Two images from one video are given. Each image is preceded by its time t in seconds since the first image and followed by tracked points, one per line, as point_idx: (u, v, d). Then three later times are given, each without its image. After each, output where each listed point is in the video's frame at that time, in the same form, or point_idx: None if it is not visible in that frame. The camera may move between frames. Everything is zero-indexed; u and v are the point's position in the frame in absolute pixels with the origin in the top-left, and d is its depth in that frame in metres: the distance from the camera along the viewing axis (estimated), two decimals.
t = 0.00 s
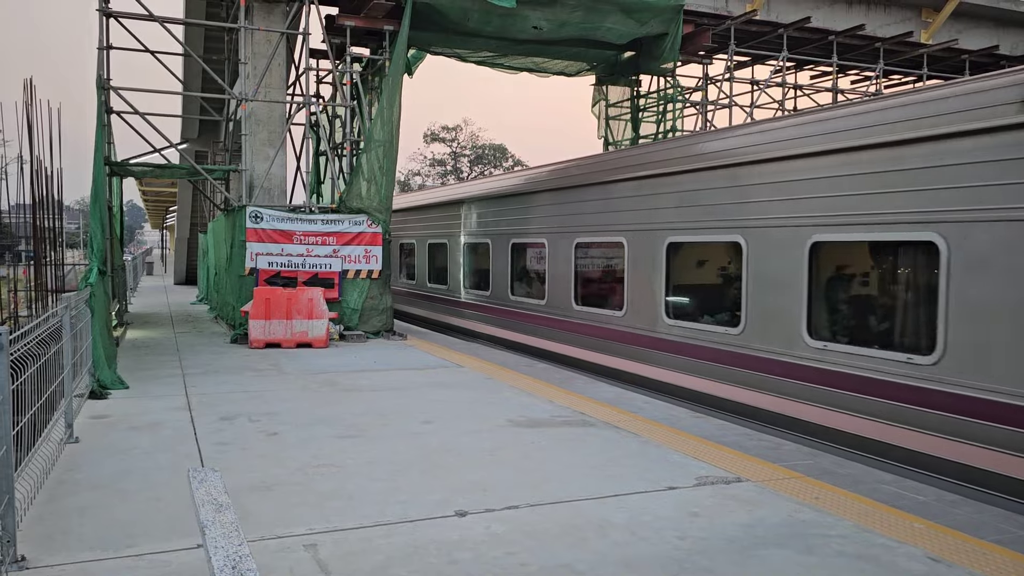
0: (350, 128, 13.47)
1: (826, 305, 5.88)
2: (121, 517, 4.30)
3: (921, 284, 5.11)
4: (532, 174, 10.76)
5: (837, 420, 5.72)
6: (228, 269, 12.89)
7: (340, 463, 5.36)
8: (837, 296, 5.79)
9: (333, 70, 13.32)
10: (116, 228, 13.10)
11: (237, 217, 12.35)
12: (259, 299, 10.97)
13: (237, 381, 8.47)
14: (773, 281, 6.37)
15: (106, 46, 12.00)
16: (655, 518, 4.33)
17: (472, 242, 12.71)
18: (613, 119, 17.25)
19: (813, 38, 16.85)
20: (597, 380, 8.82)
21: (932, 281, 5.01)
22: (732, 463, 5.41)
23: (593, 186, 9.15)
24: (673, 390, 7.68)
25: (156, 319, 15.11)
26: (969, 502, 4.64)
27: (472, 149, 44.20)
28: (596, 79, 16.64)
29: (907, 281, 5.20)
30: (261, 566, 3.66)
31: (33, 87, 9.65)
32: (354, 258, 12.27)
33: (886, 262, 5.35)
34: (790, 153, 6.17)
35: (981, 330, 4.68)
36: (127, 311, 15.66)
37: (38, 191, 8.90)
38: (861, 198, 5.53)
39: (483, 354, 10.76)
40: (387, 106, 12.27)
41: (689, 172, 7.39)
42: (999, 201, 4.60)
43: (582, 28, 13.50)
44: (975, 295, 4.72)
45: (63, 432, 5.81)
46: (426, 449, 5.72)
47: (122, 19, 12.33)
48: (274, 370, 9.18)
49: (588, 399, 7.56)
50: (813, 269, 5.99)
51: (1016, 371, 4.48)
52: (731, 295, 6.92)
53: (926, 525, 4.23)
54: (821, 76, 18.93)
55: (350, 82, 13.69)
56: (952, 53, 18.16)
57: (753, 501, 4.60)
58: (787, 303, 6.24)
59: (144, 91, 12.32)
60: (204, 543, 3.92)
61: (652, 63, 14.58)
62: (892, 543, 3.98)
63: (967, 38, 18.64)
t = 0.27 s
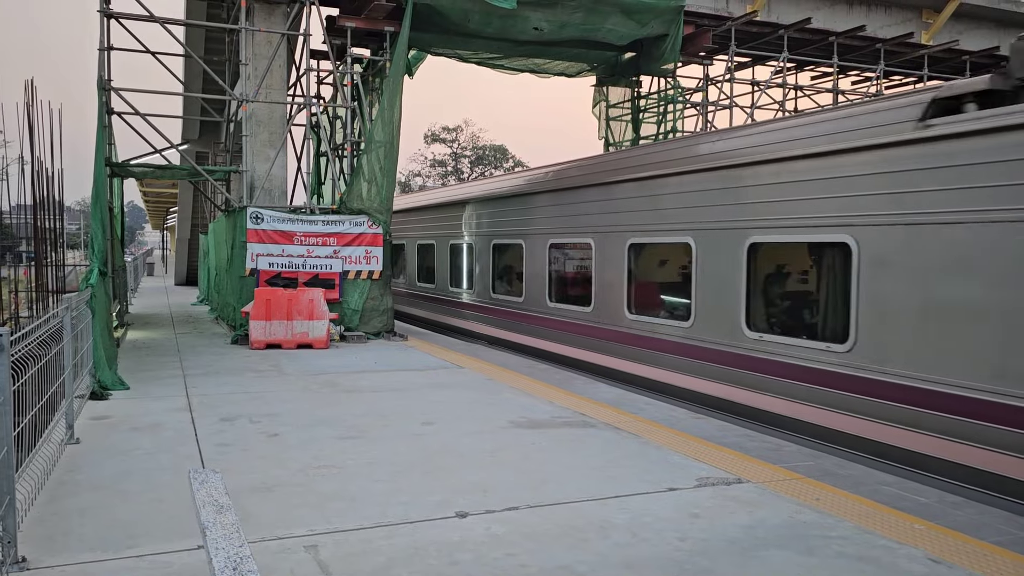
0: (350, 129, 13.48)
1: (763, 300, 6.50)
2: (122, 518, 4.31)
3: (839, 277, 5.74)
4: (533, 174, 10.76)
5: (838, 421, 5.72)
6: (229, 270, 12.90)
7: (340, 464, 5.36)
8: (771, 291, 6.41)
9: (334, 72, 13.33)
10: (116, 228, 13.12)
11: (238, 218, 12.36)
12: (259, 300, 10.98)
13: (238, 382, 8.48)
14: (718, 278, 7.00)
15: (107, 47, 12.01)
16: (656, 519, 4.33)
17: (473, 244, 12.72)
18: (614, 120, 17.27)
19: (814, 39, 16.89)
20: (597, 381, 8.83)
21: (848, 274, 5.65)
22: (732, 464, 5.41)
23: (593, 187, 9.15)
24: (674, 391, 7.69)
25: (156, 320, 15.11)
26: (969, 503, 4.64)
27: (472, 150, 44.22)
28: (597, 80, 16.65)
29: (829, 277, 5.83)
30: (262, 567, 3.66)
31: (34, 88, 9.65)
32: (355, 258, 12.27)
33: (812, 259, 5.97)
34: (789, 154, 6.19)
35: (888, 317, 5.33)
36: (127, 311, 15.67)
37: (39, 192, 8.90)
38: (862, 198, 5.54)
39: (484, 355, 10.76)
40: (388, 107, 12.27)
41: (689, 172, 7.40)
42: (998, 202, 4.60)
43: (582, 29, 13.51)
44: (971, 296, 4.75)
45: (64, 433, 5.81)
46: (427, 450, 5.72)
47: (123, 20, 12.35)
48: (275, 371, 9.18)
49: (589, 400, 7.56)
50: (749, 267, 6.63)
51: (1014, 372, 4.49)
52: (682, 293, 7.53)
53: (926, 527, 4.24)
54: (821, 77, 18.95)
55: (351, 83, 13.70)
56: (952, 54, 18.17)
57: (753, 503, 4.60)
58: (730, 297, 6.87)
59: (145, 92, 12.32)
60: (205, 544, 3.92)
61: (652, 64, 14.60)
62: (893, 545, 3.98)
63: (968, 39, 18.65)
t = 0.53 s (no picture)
0: (351, 129, 13.48)
1: (711, 296, 7.13)
2: (123, 517, 4.31)
3: (773, 274, 6.40)
4: (534, 174, 10.77)
5: (838, 421, 5.72)
6: (230, 270, 12.90)
7: (341, 464, 5.36)
8: (719, 287, 7.06)
9: (335, 72, 13.33)
10: (117, 228, 13.12)
11: (239, 218, 12.36)
12: (260, 300, 10.98)
13: (239, 382, 8.47)
14: (672, 275, 7.66)
15: (108, 48, 12.02)
16: (656, 519, 4.33)
17: (475, 244, 12.71)
18: (615, 120, 17.25)
19: (816, 40, 16.89)
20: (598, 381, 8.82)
21: (780, 272, 6.31)
22: (733, 464, 5.41)
23: (594, 188, 9.14)
24: (675, 391, 7.68)
25: (157, 320, 15.11)
26: (970, 503, 4.63)
27: (473, 150, 44.22)
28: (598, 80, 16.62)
29: (765, 275, 6.48)
30: (262, 567, 3.66)
31: (35, 88, 9.65)
32: (356, 258, 12.27)
33: (752, 258, 6.62)
34: (787, 155, 6.21)
35: (813, 309, 5.98)
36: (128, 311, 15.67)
37: (40, 191, 8.90)
38: (862, 199, 5.54)
39: (485, 355, 10.74)
40: (389, 106, 12.28)
41: (689, 173, 7.41)
42: (999, 202, 4.60)
43: (583, 29, 13.51)
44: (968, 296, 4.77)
45: (65, 433, 5.81)
46: (427, 450, 5.72)
47: (124, 20, 12.35)
48: (275, 371, 9.18)
49: (590, 400, 7.57)
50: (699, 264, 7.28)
51: (1013, 372, 4.49)
52: (643, 287, 8.18)
53: (927, 527, 4.23)
54: (823, 77, 18.94)
55: (352, 83, 13.70)
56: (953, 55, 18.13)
57: (754, 503, 4.59)
58: (682, 293, 7.52)
59: (146, 92, 12.32)
60: (205, 544, 3.92)
61: (653, 65, 14.60)
62: (894, 545, 3.97)
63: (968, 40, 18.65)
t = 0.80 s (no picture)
0: (353, 130, 13.49)
1: (669, 293, 7.79)
2: (125, 518, 4.31)
3: (718, 273, 7.08)
4: (536, 175, 10.79)
5: (837, 422, 5.74)
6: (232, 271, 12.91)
7: (342, 465, 5.36)
8: (674, 285, 7.72)
9: (337, 72, 13.34)
10: (119, 229, 13.13)
11: (241, 219, 12.37)
12: (262, 300, 10.98)
13: (241, 382, 8.47)
14: (632, 274, 8.35)
15: (111, 48, 12.03)
16: (658, 520, 4.33)
17: (476, 245, 12.72)
18: (617, 121, 17.23)
19: (818, 40, 16.94)
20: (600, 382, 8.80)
21: (724, 270, 6.97)
22: (734, 465, 5.41)
23: (597, 188, 9.13)
24: (677, 392, 7.67)
25: (159, 320, 15.11)
26: (972, 505, 4.63)
27: (475, 151, 44.22)
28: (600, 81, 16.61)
29: (714, 274, 7.13)
30: (264, 567, 3.66)
31: (38, 89, 9.66)
32: (358, 259, 12.28)
33: (703, 259, 7.27)
34: (787, 156, 6.23)
35: (751, 304, 6.67)
36: (130, 312, 15.69)
37: (43, 192, 8.90)
38: (862, 201, 5.55)
39: (486, 355, 10.74)
40: (391, 107, 12.29)
41: (691, 174, 7.42)
42: (1002, 204, 4.60)
43: (585, 30, 13.51)
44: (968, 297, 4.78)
45: (67, 433, 5.81)
46: (428, 451, 5.72)
47: (126, 21, 12.37)
48: (277, 371, 9.18)
49: (591, 401, 7.56)
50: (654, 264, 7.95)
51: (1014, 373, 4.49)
52: (609, 286, 8.85)
53: (929, 529, 4.23)
54: (825, 78, 18.92)
55: (354, 84, 13.71)
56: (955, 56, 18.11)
57: (756, 504, 4.59)
58: (641, 290, 8.21)
59: (149, 92, 12.33)
60: (206, 544, 3.92)
61: (655, 66, 14.60)
62: (896, 546, 3.97)
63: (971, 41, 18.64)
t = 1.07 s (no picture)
0: (352, 131, 13.50)
1: (628, 290, 8.44)
2: (123, 518, 4.30)
3: (672, 271, 7.72)
4: (535, 177, 10.80)
5: (834, 423, 5.75)
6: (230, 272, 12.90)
7: (341, 466, 5.36)
8: (635, 283, 8.35)
9: (336, 74, 13.35)
10: (118, 229, 13.12)
11: (240, 220, 12.35)
12: (261, 301, 10.96)
13: (239, 383, 8.46)
14: (597, 272, 9.06)
15: (110, 49, 12.03)
16: (657, 522, 4.32)
17: (475, 246, 12.72)
18: (616, 122, 17.24)
19: (817, 42, 16.94)
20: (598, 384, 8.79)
21: (677, 269, 7.62)
22: (733, 467, 5.41)
23: (596, 190, 9.12)
24: (676, 394, 7.66)
25: (158, 321, 15.09)
26: (971, 507, 4.63)
27: (474, 152, 44.22)
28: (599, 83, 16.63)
29: (667, 272, 7.79)
30: (262, 568, 3.66)
31: (37, 89, 9.66)
32: (357, 260, 12.27)
33: (659, 259, 7.91)
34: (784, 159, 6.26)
35: (698, 301, 7.32)
36: (129, 312, 15.67)
37: (42, 192, 8.89)
38: (857, 203, 5.58)
39: (485, 357, 10.74)
40: (391, 108, 12.30)
41: (688, 176, 7.45)
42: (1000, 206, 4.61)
43: (585, 31, 13.52)
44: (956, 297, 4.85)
45: (65, 434, 5.81)
46: (427, 452, 5.71)
47: (126, 22, 12.37)
48: (275, 372, 9.18)
49: (590, 403, 7.55)
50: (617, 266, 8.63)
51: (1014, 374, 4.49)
52: (592, 287, 9.20)
53: (928, 530, 4.23)
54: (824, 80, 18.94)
55: (353, 85, 13.71)
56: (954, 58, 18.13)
57: (755, 506, 4.59)
58: (605, 288, 8.91)
59: (148, 93, 12.33)
60: (205, 545, 3.92)
61: (654, 68, 14.62)
62: (895, 548, 3.97)
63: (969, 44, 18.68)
